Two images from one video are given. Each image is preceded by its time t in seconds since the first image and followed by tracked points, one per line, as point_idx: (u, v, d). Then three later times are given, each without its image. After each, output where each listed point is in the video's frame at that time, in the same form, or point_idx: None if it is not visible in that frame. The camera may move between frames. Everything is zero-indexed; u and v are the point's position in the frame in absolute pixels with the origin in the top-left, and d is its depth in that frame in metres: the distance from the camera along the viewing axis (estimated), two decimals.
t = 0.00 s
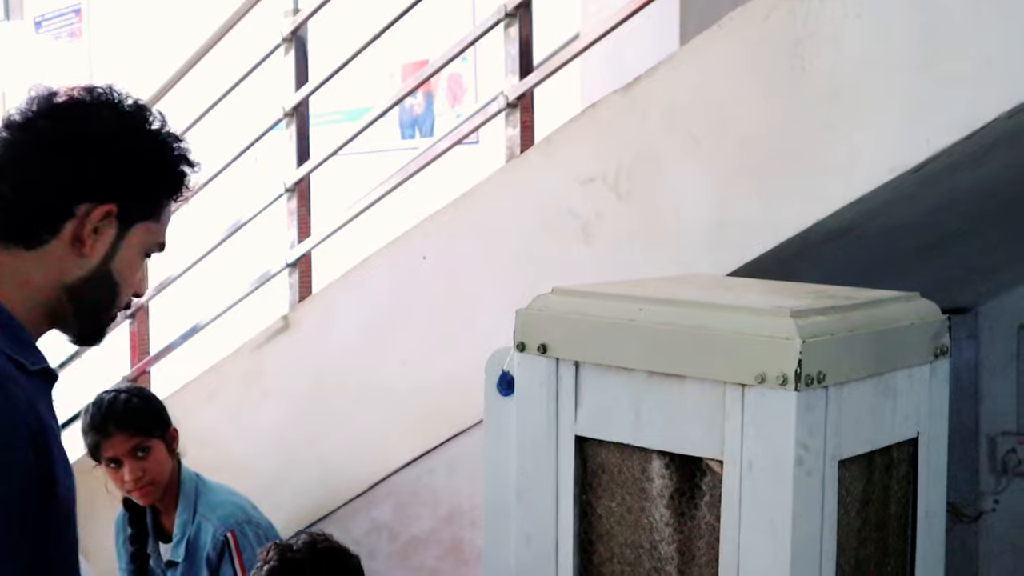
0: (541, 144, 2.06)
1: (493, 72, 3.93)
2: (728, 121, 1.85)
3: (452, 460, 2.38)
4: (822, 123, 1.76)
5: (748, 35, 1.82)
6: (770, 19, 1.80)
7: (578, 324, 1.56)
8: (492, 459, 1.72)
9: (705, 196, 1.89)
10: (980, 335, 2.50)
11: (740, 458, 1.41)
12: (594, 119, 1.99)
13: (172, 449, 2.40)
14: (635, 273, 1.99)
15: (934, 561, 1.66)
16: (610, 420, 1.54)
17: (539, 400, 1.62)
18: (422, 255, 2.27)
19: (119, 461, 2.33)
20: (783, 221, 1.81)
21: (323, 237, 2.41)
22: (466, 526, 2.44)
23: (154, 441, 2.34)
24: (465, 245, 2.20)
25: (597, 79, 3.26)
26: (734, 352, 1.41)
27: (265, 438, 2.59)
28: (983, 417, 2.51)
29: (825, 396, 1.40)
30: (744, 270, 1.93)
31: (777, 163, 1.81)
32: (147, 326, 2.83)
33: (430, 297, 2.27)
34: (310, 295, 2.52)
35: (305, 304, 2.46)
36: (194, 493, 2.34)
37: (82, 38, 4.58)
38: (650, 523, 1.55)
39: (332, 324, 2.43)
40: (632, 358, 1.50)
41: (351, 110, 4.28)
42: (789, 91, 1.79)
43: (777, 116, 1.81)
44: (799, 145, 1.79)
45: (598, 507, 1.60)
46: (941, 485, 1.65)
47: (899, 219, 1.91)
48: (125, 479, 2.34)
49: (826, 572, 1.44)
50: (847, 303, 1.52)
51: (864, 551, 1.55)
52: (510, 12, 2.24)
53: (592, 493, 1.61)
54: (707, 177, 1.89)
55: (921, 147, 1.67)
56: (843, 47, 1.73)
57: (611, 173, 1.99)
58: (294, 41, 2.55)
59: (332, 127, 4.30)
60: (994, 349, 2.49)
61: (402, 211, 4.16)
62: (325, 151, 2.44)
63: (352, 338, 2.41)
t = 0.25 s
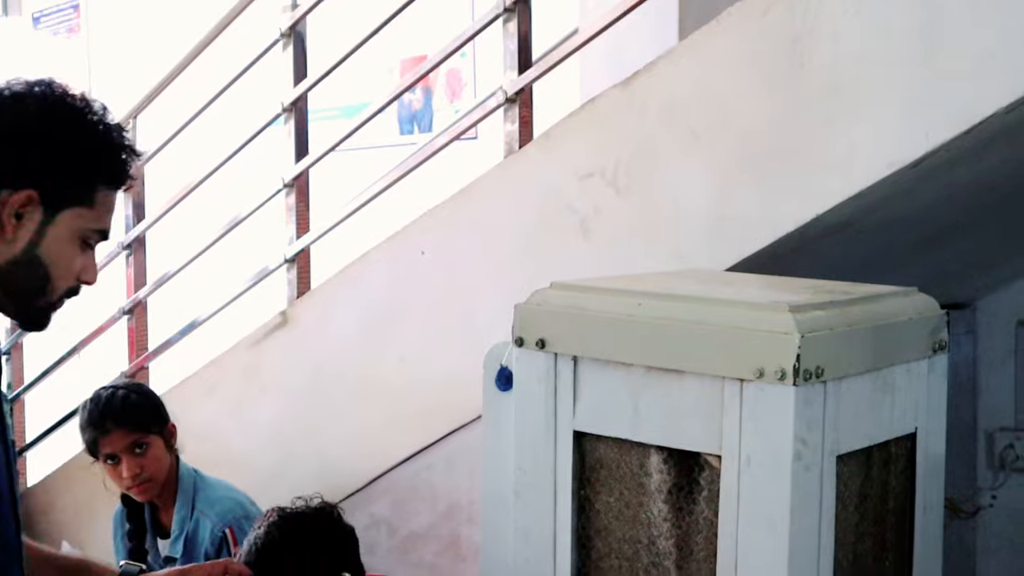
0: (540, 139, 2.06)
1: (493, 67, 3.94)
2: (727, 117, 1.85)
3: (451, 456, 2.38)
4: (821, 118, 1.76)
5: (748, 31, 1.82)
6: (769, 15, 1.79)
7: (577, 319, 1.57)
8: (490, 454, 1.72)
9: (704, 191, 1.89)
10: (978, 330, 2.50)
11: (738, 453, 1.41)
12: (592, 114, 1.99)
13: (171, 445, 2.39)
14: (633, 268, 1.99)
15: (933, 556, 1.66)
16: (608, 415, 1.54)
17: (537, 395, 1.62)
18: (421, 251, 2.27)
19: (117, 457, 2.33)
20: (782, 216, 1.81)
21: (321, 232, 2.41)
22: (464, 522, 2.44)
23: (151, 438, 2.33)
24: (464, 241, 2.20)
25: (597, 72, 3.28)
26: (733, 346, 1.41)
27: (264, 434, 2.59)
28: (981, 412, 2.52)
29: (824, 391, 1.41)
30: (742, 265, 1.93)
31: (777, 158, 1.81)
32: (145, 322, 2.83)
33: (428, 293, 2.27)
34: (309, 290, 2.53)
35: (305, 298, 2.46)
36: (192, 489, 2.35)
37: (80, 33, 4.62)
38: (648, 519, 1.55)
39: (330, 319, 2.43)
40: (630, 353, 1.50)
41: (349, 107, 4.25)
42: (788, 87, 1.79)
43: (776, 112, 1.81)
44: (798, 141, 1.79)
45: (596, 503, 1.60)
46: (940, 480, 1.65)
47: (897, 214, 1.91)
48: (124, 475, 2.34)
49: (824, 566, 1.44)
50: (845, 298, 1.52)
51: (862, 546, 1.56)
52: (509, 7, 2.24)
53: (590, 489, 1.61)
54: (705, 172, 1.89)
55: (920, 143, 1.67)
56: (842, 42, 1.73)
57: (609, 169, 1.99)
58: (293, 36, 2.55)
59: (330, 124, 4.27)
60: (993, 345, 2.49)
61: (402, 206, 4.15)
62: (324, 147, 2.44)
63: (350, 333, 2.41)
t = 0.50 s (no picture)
0: (541, 134, 2.06)
1: (494, 63, 3.92)
2: (729, 112, 1.85)
3: (452, 453, 2.38)
4: (822, 113, 1.76)
5: (749, 25, 1.82)
6: (770, 9, 1.79)
7: (578, 315, 1.56)
8: (492, 449, 1.72)
9: (706, 186, 1.89)
10: (980, 325, 2.51)
11: (740, 448, 1.41)
12: (594, 108, 1.99)
13: (172, 440, 2.39)
14: (636, 263, 1.99)
15: (934, 552, 1.66)
16: (609, 410, 1.54)
17: (538, 390, 1.62)
18: (422, 246, 2.27)
19: (118, 453, 2.34)
20: (784, 211, 1.81)
21: (321, 229, 2.42)
22: (465, 517, 2.44)
23: (152, 434, 2.33)
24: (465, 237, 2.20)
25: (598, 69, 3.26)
26: (734, 342, 1.41)
27: (266, 430, 2.59)
28: (983, 408, 2.52)
29: (825, 385, 1.40)
30: (744, 261, 1.93)
31: (778, 154, 1.81)
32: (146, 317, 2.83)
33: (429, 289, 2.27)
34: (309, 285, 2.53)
35: (306, 294, 2.46)
36: (194, 485, 2.34)
37: (82, 30, 4.61)
38: (649, 514, 1.55)
39: (331, 314, 2.43)
40: (631, 348, 1.50)
41: (352, 102, 4.29)
42: (789, 82, 1.79)
43: (777, 107, 1.80)
44: (800, 136, 1.79)
45: (597, 498, 1.60)
46: (942, 476, 1.65)
47: (899, 209, 1.91)
48: (125, 470, 2.34)
49: (825, 562, 1.44)
50: (847, 293, 1.52)
51: (864, 541, 1.56)
52: (510, 2, 2.24)
53: (591, 484, 1.61)
54: (707, 167, 1.89)
55: (921, 138, 1.66)
56: (844, 36, 1.73)
57: (610, 164, 1.99)
58: (293, 32, 2.55)
59: (331, 120, 4.32)
60: (994, 340, 2.49)
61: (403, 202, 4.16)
62: (324, 143, 2.44)
63: (351, 329, 2.41)
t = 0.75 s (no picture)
0: (510, 124, 1.75)
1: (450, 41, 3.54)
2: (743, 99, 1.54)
3: (397, 519, 2.06)
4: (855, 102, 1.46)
5: None
6: None
7: (554, 347, 1.25)
8: (451, 510, 1.39)
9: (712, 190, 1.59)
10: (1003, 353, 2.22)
11: (761, 515, 1.10)
12: (576, 92, 1.69)
13: (51, 501, 2.05)
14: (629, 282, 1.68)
15: None
16: (596, 466, 1.22)
17: (507, 442, 1.30)
18: (362, 265, 1.94)
19: None
20: (810, 223, 1.51)
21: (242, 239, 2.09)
22: None
23: (26, 495, 1.98)
24: (407, 258, 1.89)
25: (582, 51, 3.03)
26: (758, 383, 1.10)
27: (179, 484, 2.26)
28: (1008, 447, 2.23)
29: (864, 436, 1.09)
30: (759, 282, 1.63)
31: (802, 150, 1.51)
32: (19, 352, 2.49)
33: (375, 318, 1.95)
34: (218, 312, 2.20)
35: (217, 323, 2.14)
36: (79, 556, 2.06)
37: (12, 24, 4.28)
38: None
39: (253, 344, 2.10)
40: (626, 391, 1.18)
41: (279, 87, 3.90)
42: (815, 62, 1.48)
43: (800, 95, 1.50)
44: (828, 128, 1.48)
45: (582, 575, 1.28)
46: (1008, 545, 1.34)
47: (936, 221, 1.62)
48: None
49: None
50: (893, 320, 1.21)
51: None
52: None
53: (573, 557, 1.28)
54: (715, 167, 1.58)
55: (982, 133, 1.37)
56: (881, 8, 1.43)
57: (596, 162, 1.68)
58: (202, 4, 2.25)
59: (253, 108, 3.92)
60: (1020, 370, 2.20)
61: (343, 200, 3.74)
62: (240, 136, 2.11)
63: (281, 359, 2.07)
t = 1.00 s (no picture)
0: (535, 89, 1.78)
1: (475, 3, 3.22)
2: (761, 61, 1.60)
3: (421, 487, 2.02)
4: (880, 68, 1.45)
5: None
6: None
7: (575, 312, 1.22)
8: (472, 481, 1.39)
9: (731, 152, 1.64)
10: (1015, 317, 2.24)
11: (784, 483, 1.09)
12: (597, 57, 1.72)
13: (74, 470, 2.07)
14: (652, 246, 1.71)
15: None
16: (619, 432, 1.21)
17: (530, 408, 1.28)
18: (385, 230, 1.96)
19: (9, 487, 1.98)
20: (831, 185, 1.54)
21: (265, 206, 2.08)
22: (438, 566, 2.07)
23: (52, 462, 2.01)
24: (429, 225, 1.91)
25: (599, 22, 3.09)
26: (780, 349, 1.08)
27: (200, 452, 2.27)
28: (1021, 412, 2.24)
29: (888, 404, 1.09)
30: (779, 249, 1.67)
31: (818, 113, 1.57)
32: (42, 319, 2.52)
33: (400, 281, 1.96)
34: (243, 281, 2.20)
35: (240, 289, 2.15)
36: (103, 521, 2.07)
37: None
38: (670, 561, 1.22)
39: (274, 313, 2.11)
40: (648, 356, 1.16)
41: (295, 53, 3.53)
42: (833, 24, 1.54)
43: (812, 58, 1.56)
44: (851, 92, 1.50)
45: (605, 542, 1.27)
46: None
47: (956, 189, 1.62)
48: (16, 507, 1.99)
49: None
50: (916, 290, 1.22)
51: None
52: None
53: (596, 524, 1.28)
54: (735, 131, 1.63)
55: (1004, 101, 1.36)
56: None
57: (621, 128, 1.71)
58: None
59: (271, 73, 3.53)
60: None
61: (366, 173, 3.34)
62: (263, 103, 2.11)
63: (301, 327, 2.08)
